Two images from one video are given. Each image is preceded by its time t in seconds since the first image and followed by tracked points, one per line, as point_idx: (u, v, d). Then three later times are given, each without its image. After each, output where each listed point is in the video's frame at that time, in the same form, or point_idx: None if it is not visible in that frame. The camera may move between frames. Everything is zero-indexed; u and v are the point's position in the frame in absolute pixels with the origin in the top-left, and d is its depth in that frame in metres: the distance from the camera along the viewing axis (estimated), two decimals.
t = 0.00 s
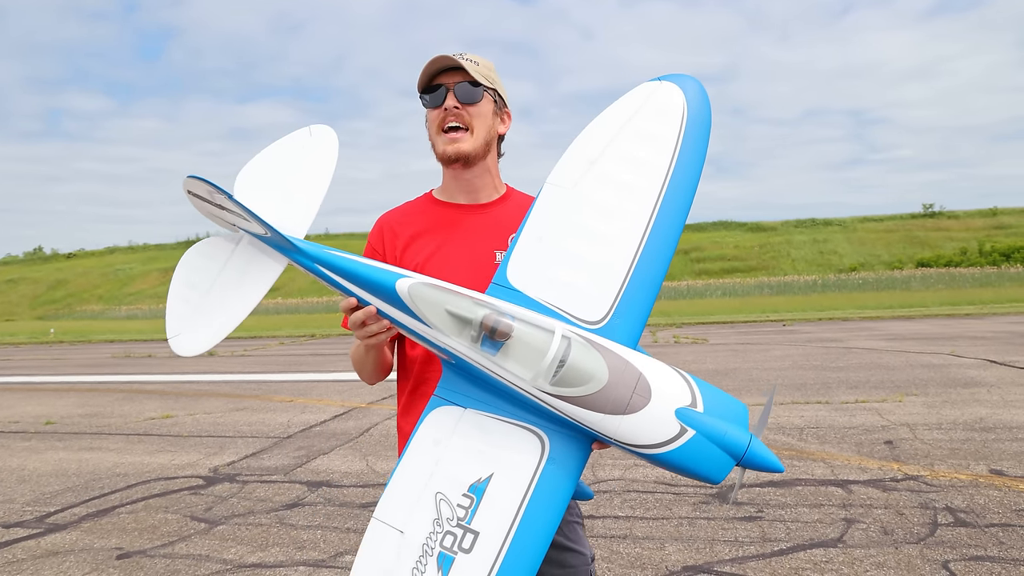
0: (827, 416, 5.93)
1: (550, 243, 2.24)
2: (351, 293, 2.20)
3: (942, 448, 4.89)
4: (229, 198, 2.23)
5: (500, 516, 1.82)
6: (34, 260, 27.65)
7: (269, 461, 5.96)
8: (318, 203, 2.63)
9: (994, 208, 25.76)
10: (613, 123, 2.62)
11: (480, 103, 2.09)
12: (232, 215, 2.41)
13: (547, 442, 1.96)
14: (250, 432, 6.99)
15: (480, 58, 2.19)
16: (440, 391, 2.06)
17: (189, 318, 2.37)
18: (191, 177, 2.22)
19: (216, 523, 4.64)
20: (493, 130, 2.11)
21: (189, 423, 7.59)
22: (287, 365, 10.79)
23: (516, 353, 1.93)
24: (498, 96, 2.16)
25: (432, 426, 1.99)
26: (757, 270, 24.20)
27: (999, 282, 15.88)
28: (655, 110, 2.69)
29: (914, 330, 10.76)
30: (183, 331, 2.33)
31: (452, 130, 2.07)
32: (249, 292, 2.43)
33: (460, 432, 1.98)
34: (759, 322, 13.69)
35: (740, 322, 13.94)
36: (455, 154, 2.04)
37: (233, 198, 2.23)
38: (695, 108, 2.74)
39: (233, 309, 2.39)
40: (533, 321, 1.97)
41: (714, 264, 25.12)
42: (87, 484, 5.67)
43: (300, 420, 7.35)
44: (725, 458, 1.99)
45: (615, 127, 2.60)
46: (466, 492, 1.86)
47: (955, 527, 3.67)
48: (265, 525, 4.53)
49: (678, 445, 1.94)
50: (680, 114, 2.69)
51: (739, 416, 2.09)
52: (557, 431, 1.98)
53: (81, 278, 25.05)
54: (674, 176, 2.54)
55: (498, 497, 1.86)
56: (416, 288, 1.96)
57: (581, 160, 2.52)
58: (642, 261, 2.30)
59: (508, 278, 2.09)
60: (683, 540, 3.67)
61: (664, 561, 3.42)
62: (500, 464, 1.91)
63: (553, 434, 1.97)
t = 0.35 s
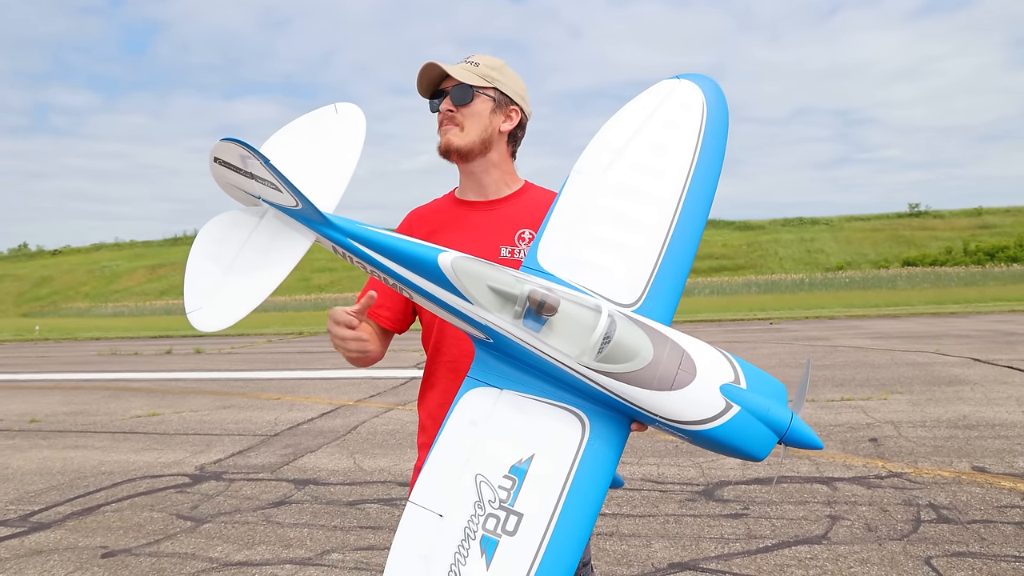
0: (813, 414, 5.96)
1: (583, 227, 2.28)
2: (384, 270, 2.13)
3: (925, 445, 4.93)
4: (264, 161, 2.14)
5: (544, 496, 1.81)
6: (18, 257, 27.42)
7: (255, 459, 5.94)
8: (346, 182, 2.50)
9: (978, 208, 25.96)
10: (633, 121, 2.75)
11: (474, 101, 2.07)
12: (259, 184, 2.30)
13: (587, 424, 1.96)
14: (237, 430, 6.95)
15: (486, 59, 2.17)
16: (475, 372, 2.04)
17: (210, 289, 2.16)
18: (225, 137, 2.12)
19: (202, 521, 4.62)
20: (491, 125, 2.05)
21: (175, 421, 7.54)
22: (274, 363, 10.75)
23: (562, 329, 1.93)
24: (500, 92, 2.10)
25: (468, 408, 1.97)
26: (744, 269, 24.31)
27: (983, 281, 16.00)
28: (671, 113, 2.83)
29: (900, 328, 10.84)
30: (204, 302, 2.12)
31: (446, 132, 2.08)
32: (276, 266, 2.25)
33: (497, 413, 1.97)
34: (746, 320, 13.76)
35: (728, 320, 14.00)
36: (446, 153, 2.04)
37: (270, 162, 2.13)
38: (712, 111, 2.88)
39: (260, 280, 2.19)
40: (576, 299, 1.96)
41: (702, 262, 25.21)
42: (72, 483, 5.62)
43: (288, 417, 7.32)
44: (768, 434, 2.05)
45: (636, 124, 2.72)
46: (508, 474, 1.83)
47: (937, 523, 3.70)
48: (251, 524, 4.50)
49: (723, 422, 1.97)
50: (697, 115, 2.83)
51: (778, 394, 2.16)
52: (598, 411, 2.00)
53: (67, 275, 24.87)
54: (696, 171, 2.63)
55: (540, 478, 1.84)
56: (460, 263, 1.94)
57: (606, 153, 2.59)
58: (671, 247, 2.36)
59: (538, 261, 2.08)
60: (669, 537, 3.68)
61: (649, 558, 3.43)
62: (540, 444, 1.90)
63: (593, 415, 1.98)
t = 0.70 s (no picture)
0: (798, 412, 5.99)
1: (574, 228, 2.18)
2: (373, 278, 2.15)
3: (909, 442, 4.97)
4: (251, 175, 2.11)
5: (520, 502, 1.75)
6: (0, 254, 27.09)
7: (240, 458, 5.90)
8: (342, 178, 2.44)
9: (961, 207, 26.23)
10: (634, 115, 2.60)
11: (451, 104, 2.04)
12: (251, 195, 2.29)
13: (569, 430, 1.90)
14: (222, 429, 6.90)
15: (472, 54, 2.10)
16: (461, 377, 2.05)
17: (204, 299, 2.24)
18: (212, 153, 2.09)
19: (185, 521, 4.58)
20: (469, 128, 2.03)
21: (160, 420, 7.47)
22: (260, 362, 10.69)
23: (539, 335, 1.87)
24: (479, 90, 2.03)
25: (451, 413, 1.95)
26: (730, 267, 24.43)
27: (966, 280, 16.16)
28: (675, 103, 2.66)
29: (884, 327, 10.93)
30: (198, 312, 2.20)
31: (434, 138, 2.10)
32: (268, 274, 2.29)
33: (479, 419, 1.93)
34: (732, 318, 13.82)
35: (714, 318, 14.05)
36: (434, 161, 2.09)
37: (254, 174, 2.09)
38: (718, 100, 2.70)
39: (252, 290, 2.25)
40: (557, 303, 1.91)
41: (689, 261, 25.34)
42: (53, 483, 5.56)
43: (273, 416, 7.27)
44: (752, 443, 1.95)
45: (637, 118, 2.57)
46: (485, 478, 1.79)
47: (920, 519, 3.72)
48: (236, 523, 4.47)
49: (705, 429, 1.88)
50: (702, 105, 2.66)
51: (767, 400, 2.05)
52: (582, 418, 1.93)
53: (49, 273, 24.62)
54: (698, 162, 2.50)
55: (518, 483, 1.79)
56: (438, 267, 1.95)
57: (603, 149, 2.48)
58: (666, 246, 2.25)
59: (529, 264, 2.04)
60: (654, 535, 3.69)
61: (636, 556, 3.43)
62: (520, 450, 1.85)
63: (574, 420, 1.92)
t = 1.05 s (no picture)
0: (784, 411, 6.02)
1: (559, 232, 2.09)
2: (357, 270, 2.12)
3: (893, 441, 5.00)
4: (240, 158, 2.06)
5: (473, 504, 1.71)
6: None
7: (226, 459, 5.85)
8: (331, 174, 2.41)
9: (943, 207, 26.52)
10: (639, 119, 2.51)
11: (439, 102, 2.04)
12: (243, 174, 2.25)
13: (530, 435, 1.83)
14: (207, 429, 6.85)
15: (461, 51, 2.09)
16: (432, 372, 2.02)
17: (191, 270, 2.20)
18: (206, 131, 2.06)
19: (170, 522, 4.54)
20: (458, 125, 2.02)
21: (144, 420, 7.41)
22: (245, 361, 10.64)
23: (508, 341, 1.79)
24: (469, 87, 2.02)
25: (418, 409, 1.92)
26: (716, 266, 24.57)
27: (949, 278, 16.34)
28: (683, 111, 2.56)
29: (867, 325, 11.02)
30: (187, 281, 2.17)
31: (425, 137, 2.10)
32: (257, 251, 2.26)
33: (445, 416, 1.89)
34: (717, 317, 13.89)
35: (699, 318, 14.12)
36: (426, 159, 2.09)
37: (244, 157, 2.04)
38: (725, 113, 2.60)
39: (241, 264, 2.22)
40: (529, 310, 1.82)
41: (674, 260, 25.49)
42: (36, 484, 5.50)
43: (259, 416, 7.23)
44: (710, 473, 1.81)
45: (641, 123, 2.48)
46: (441, 476, 1.75)
47: (904, 517, 3.75)
48: (221, 524, 4.44)
49: (662, 453, 1.77)
50: (709, 115, 2.56)
51: (730, 428, 1.91)
52: (545, 426, 1.84)
53: (31, 273, 24.35)
54: (697, 176, 2.39)
55: (474, 485, 1.74)
56: (414, 264, 1.92)
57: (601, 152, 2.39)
58: (654, 257, 2.15)
59: (514, 265, 1.98)
60: (640, 534, 3.69)
61: (623, 555, 3.44)
62: (481, 452, 1.80)
63: (535, 426, 1.84)
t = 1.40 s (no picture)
0: (789, 412, 6.02)
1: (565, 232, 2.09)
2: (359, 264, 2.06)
3: (900, 443, 4.99)
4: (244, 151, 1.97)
5: (480, 504, 1.67)
6: None
7: (231, 458, 5.85)
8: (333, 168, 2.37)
9: (949, 206, 26.44)
10: (645, 117, 2.49)
11: (474, 94, 1.90)
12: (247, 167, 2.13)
13: (535, 434, 1.79)
14: (212, 428, 6.86)
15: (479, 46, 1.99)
16: (435, 370, 1.93)
17: (194, 264, 2.03)
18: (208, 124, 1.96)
19: (177, 520, 4.54)
20: (491, 123, 1.92)
21: (149, 419, 7.42)
22: (250, 361, 10.65)
23: (516, 342, 1.76)
24: (496, 84, 1.95)
25: (423, 405, 1.86)
26: (719, 266, 24.55)
27: (955, 279, 16.29)
28: (690, 109, 2.54)
29: (872, 326, 11.00)
30: (188, 275, 2.00)
31: (446, 126, 1.90)
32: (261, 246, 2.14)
33: (450, 414, 1.83)
34: (721, 318, 13.87)
35: (703, 318, 14.11)
36: (448, 151, 1.89)
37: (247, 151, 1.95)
38: (733, 111, 2.58)
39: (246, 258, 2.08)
40: (538, 310, 1.78)
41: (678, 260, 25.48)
42: (44, 481, 5.51)
43: (264, 416, 7.23)
44: (718, 477, 1.81)
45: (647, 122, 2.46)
46: (448, 475, 1.70)
47: (914, 520, 3.74)
48: (227, 523, 4.44)
49: (671, 456, 1.75)
50: (716, 114, 2.55)
51: (738, 432, 1.91)
52: (550, 427, 1.80)
53: (36, 272, 24.40)
54: (703, 176, 2.38)
55: (482, 485, 1.70)
56: (421, 263, 1.82)
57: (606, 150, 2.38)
58: (660, 258, 2.14)
59: (518, 262, 1.96)
60: (646, 535, 3.69)
61: (628, 556, 3.43)
62: (487, 452, 1.75)
63: (541, 427, 1.80)
